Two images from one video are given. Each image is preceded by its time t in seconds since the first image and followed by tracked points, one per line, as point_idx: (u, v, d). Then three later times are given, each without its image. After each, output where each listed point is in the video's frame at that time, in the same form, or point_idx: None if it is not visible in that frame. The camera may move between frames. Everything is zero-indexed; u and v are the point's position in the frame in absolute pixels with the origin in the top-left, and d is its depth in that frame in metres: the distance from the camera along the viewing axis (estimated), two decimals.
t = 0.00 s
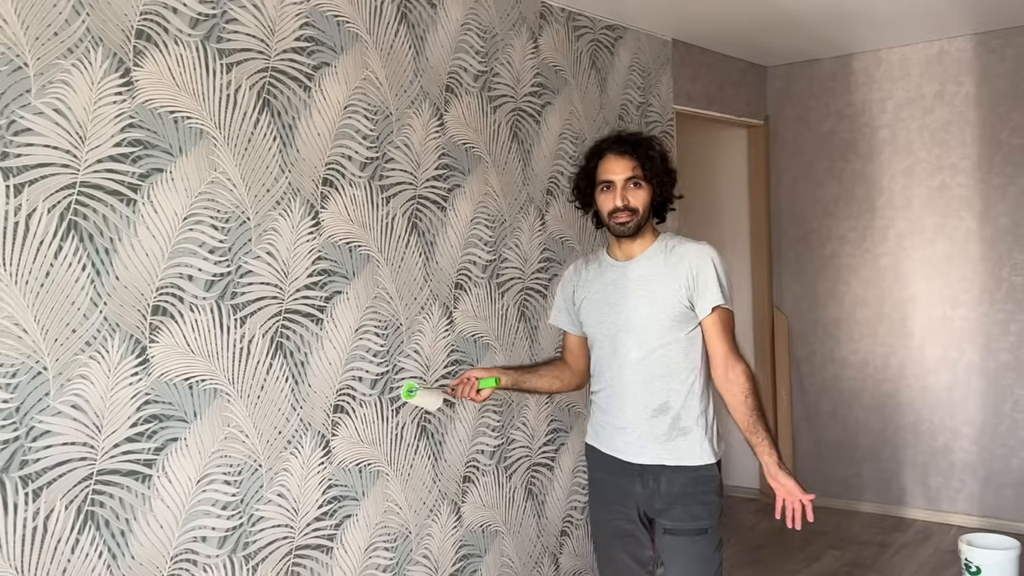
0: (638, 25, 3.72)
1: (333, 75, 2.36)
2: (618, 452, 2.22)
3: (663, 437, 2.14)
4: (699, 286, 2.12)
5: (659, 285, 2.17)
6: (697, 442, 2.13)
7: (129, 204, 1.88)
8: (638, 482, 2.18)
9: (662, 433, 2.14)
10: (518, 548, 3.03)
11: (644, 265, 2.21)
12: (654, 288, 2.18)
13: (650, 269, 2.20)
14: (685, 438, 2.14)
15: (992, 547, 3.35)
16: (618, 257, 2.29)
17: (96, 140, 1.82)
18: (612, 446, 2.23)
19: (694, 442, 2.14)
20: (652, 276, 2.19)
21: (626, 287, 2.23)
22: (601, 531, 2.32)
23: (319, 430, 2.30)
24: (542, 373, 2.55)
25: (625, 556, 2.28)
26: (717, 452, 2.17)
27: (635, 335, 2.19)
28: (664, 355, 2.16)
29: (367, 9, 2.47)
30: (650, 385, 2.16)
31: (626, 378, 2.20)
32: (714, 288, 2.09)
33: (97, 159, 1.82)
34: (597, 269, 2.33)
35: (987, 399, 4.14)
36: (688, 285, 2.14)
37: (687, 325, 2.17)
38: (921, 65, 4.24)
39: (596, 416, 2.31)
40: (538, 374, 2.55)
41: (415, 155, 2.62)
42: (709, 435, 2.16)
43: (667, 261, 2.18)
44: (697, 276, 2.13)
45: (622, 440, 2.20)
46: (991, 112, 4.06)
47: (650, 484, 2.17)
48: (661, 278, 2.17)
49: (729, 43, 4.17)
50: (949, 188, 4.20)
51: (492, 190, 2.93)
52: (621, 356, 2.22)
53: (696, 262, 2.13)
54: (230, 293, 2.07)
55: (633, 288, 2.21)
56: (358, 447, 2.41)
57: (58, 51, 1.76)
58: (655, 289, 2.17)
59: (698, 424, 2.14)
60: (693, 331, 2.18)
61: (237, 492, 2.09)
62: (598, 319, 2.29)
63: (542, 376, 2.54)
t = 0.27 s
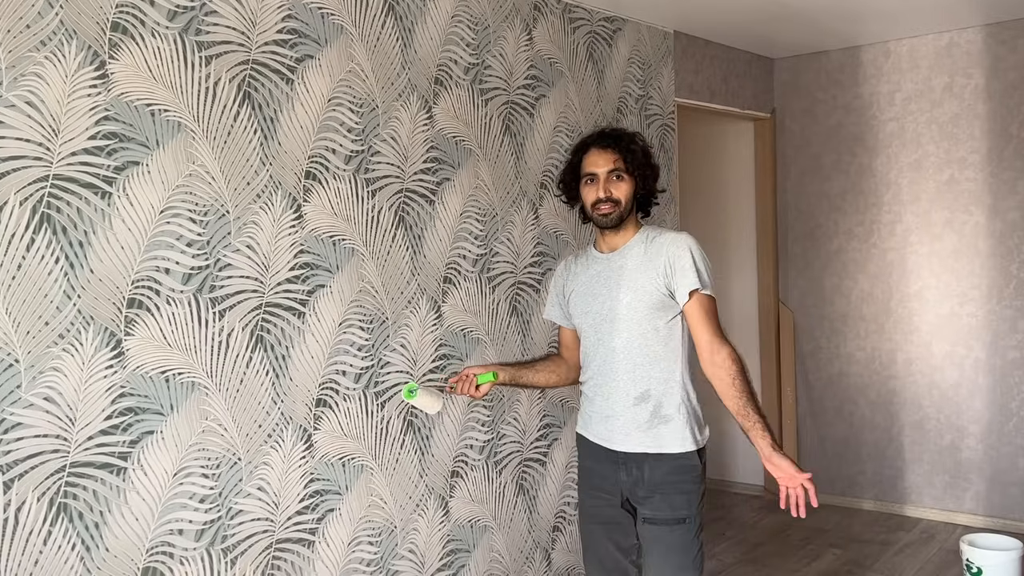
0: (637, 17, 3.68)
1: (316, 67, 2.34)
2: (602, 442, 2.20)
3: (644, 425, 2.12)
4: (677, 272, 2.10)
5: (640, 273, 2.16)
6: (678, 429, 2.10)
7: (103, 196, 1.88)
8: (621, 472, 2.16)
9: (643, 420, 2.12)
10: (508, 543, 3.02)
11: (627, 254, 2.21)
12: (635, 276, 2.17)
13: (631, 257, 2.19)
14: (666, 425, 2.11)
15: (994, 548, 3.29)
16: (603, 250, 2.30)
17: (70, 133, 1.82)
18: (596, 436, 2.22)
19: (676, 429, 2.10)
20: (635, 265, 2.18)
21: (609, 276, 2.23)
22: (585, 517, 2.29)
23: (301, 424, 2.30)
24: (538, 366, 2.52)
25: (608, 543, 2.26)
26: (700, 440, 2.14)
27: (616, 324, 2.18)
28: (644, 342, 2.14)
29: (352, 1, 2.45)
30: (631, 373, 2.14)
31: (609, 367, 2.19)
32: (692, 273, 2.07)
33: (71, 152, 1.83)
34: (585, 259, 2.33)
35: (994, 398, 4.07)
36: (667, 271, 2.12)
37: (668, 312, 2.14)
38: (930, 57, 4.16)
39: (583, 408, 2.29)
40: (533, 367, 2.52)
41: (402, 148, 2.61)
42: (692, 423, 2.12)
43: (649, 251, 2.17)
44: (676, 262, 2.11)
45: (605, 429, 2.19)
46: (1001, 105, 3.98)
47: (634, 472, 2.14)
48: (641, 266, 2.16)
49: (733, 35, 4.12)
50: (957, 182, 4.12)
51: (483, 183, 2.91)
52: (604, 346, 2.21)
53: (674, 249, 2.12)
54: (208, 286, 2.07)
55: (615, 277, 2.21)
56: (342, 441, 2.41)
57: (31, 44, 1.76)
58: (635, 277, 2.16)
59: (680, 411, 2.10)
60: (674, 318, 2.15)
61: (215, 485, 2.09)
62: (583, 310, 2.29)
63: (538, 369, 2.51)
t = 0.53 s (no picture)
0: (641, 13, 3.66)
1: (310, 66, 2.36)
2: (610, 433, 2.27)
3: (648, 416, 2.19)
4: (678, 268, 2.18)
5: (646, 269, 2.25)
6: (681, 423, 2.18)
7: (94, 196, 1.91)
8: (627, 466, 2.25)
9: (648, 412, 2.19)
10: (505, 539, 3.03)
11: (636, 252, 2.30)
12: (641, 272, 2.26)
13: (640, 255, 2.29)
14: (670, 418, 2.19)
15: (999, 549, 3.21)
16: (618, 249, 2.39)
17: (61, 133, 1.85)
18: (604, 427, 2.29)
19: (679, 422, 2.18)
20: (642, 263, 2.27)
21: (619, 274, 2.32)
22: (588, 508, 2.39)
23: (294, 420, 2.32)
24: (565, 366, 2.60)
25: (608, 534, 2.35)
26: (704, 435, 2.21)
27: (623, 318, 2.27)
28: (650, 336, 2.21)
29: None
30: (636, 366, 2.22)
31: (616, 360, 2.27)
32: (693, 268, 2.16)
33: (62, 152, 1.85)
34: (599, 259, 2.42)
35: (1005, 397, 4.02)
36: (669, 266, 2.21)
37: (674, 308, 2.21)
38: (941, 51, 4.11)
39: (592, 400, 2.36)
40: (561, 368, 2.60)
41: (398, 146, 2.61)
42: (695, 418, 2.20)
43: (656, 249, 2.26)
44: (677, 257, 2.20)
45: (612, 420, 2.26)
46: (1012, 100, 3.92)
47: (641, 466, 2.22)
48: (648, 263, 2.25)
49: (741, 30, 4.09)
50: (968, 178, 4.07)
51: (481, 180, 2.91)
52: (611, 340, 2.30)
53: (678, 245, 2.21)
54: (200, 284, 2.10)
55: (624, 274, 2.31)
56: (336, 437, 2.42)
57: (22, 45, 1.79)
58: (641, 274, 2.26)
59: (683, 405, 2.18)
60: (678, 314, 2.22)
61: (207, 480, 2.12)
62: (596, 306, 2.38)
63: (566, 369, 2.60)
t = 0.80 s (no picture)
0: (651, 10, 3.66)
1: (319, 66, 2.38)
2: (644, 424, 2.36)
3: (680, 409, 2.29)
4: (710, 270, 2.20)
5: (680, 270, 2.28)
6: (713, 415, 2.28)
7: (105, 194, 1.94)
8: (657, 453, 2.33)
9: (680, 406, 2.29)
10: (513, 533, 3.06)
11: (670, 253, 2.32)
12: (674, 272, 2.29)
13: (674, 256, 2.31)
14: (702, 411, 2.28)
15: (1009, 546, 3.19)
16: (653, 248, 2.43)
17: (72, 133, 1.89)
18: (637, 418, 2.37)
19: (710, 415, 2.28)
20: (674, 263, 2.30)
21: (652, 272, 2.35)
22: (619, 491, 2.47)
23: (303, 415, 2.35)
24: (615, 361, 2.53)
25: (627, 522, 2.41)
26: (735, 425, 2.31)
27: (654, 315, 2.32)
28: (681, 334, 2.27)
29: None
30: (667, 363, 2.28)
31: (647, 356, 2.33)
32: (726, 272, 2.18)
33: (73, 151, 1.89)
34: (633, 256, 2.46)
35: (1017, 393, 4.00)
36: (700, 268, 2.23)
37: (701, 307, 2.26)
38: (954, 46, 4.08)
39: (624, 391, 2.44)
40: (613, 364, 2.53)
41: (405, 145, 2.64)
42: (726, 409, 2.30)
43: (691, 251, 2.28)
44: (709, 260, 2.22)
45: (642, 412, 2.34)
46: None
47: (673, 454, 2.31)
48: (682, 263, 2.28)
49: (751, 26, 4.08)
50: (980, 174, 4.05)
51: (488, 178, 2.93)
52: (643, 337, 2.35)
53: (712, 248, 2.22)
54: (209, 281, 2.13)
55: (658, 273, 2.33)
56: (344, 432, 2.46)
57: (33, 47, 1.83)
58: (675, 274, 2.28)
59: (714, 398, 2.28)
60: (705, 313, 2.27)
61: (217, 474, 2.16)
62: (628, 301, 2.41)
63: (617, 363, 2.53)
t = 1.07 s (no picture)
0: (660, 4, 3.67)
1: (331, 62, 2.42)
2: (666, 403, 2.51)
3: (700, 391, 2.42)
4: (736, 260, 2.34)
5: (706, 259, 2.42)
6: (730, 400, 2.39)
7: (124, 189, 1.98)
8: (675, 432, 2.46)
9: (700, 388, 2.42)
10: (524, 524, 3.09)
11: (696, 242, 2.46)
12: (700, 261, 2.43)
13: (701, 245, 2.45)
14: (720, 394, 2.40)
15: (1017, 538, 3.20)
16: (683, 234, 2.54)
17: (92, 129, 1.93)
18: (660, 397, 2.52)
19: (729, 400, 2.39)
20: (699, 251, 2.44)
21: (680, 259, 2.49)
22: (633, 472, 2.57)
23: (317, 406, 2.39)
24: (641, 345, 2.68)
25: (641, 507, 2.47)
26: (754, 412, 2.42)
27: (681, 301, 2.46)
28: (705, 319, 2.42)
29: None
30: (690, 346, 2.44)
31: (672, 339, 2.48)
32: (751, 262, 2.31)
33: (93, 147, 1.93)
34: (661, 242, 2.61)
35: None
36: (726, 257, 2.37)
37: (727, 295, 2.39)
38: (963, 40, 4.08)
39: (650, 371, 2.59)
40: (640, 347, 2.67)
41: (417, 140, 2.67)
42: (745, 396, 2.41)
43: (715, 240, 2.41)
44: (734, 249, 2.35)
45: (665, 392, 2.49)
46: None
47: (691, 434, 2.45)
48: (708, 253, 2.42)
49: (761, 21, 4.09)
50: (989, 168, 4.05)
51: (499, 172, 2.96)
52: (669, 321, 2.50)
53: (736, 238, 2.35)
54: (225, 274, 2.17)
55: (685, 261, 2.48)
56: (356, 423, 2.49)
57: (53, 45, 1.86)
58: (701, 262, 2.42)
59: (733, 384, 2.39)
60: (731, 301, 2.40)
61: (233, 463, 2.20)
62: (657, 286, 2.57)
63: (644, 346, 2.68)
